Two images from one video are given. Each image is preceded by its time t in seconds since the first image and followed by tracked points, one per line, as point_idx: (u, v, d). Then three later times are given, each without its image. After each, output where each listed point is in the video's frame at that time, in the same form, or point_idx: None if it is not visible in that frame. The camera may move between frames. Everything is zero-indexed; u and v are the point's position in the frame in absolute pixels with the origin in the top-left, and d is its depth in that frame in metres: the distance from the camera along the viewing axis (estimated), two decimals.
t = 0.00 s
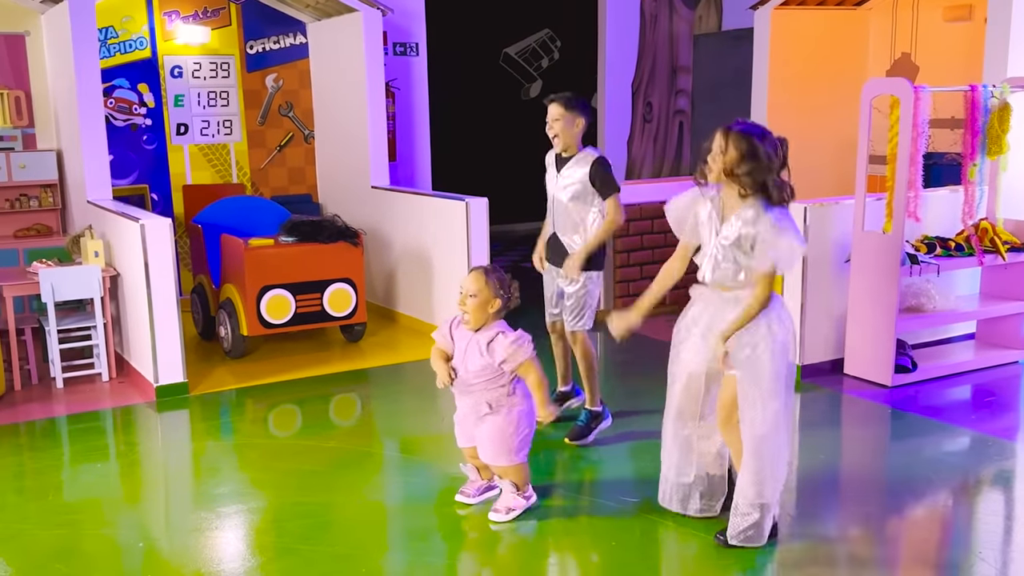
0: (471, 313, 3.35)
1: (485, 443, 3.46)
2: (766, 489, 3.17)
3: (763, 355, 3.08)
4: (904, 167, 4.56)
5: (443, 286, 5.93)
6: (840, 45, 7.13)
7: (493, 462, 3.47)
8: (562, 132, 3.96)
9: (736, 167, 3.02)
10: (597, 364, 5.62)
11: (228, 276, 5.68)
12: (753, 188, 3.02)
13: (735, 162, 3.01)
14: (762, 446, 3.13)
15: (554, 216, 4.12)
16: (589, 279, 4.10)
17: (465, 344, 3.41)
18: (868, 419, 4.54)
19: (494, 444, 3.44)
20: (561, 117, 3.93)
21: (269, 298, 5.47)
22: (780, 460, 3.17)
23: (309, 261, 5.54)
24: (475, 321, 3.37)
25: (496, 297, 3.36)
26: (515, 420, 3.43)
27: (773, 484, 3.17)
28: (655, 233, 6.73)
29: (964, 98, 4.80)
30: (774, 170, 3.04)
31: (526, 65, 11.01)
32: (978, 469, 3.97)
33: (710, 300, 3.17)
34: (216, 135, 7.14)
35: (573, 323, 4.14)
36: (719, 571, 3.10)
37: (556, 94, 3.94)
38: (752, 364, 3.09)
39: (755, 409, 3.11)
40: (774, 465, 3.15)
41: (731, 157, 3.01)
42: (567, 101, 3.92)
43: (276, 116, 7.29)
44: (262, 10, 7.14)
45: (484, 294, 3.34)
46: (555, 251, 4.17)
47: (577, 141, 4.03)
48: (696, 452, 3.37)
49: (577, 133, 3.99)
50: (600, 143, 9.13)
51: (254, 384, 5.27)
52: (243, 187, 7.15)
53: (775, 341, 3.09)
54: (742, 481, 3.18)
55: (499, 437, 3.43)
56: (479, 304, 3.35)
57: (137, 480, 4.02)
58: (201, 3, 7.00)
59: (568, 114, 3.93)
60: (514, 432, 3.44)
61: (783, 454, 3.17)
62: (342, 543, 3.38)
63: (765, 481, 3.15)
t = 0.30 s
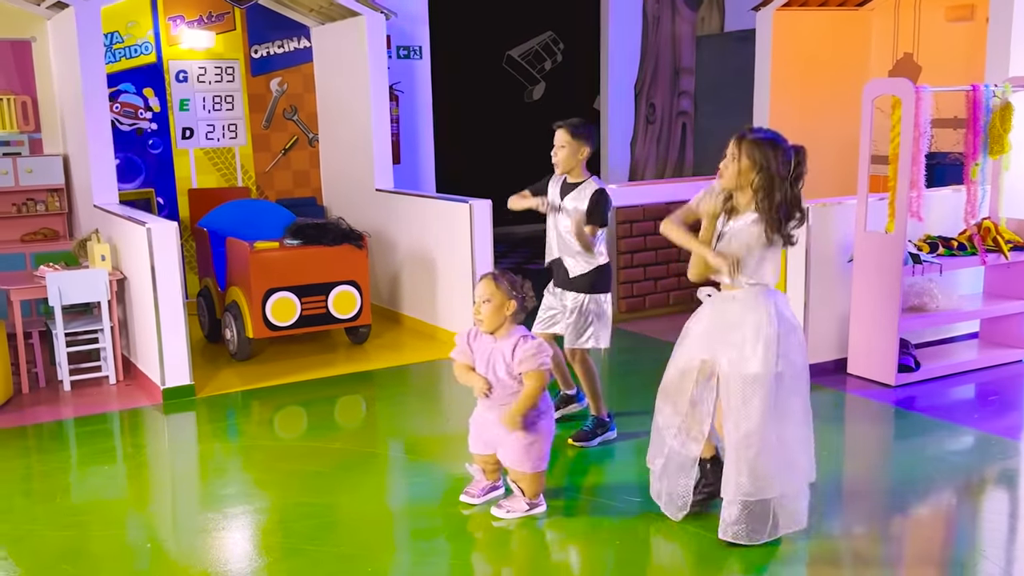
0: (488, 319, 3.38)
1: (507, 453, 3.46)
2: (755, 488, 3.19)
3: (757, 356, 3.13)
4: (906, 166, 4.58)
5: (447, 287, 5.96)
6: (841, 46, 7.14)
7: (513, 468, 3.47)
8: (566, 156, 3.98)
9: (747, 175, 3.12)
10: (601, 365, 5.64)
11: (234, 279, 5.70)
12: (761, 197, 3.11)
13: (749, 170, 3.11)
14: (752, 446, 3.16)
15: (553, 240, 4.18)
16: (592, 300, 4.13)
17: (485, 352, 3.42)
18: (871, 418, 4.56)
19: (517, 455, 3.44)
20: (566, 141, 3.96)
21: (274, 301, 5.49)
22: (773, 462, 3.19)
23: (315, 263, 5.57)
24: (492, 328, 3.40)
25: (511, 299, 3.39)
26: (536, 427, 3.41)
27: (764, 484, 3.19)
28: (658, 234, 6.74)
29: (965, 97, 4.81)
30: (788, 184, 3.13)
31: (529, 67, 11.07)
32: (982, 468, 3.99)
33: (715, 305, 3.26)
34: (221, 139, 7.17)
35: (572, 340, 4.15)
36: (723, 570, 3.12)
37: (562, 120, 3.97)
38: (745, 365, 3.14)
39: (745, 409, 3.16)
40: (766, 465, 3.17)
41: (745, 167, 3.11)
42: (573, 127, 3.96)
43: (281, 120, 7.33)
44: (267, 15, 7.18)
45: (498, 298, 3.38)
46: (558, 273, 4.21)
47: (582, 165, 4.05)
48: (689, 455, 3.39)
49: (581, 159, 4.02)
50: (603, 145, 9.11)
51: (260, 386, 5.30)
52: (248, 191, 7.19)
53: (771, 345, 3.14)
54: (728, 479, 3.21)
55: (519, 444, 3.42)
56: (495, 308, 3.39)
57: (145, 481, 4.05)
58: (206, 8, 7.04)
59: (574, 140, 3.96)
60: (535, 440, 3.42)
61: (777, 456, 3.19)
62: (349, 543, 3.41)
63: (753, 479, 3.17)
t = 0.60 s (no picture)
0: (491, 324, 3.41)
1: (505, 456, 3.50)
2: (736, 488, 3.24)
3: (735, 357, 3.19)
4: (901, 166, 4.60)
5: (445, 290, 5.98)
6: (838, 47, 7.16)
7: (512, 472, 3.51)
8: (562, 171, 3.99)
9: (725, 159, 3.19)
10: (599, 366, 5.66)
11: (233, 283, 5.72)
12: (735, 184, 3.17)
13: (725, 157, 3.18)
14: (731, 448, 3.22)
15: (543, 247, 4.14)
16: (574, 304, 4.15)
17: (489, 355, 3.46)
18: (868, 417, 4.58)
19: (514, 458, 3.47)
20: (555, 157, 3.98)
21: (273, 304, 5.51)
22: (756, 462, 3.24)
23: (314, 266, 5.59)
24: (497, 332, 3.42)
25: (514, 304, 3.41)
26: (538, 432, 3.44)
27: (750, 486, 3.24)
28: (656, 235, 6.76)
29: (959, 97, 4.83)
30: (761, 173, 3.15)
31: (527, 70, 11.04)
32: (979, 466, 4.00)
33: (702, 307, 3.32)
34: (220, 143, 7.20)
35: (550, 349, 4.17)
36: (720, 568, 3.14)
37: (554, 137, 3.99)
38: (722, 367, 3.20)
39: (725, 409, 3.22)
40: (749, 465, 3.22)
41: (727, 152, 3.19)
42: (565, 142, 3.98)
43: (279, 124, 7.35)
44: (265, 19, 7.21)
45: (502, 303, 3.40)
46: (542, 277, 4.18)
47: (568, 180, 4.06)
48: (677, 457, 3.42)
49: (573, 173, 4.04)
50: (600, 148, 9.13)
51: (259, 389, 5.33)
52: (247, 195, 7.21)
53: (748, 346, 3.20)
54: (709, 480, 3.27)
55: (521, 449, 3.45)
56: (499, 313, 3.41)
57: (145, 484, 4.07)
58: (204, 12, 7.06)
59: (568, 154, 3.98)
60: (536, 444, 3.45)
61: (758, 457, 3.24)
62: (348, 544, 3.43)
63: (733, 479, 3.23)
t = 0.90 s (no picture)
0: (470, 316, 3.52)
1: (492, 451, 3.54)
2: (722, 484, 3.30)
3: (715, 355, 3.26)
4: (883, 168, 4.66)
5: (435, 292, 6.03)
6: (822, 52, 7.23)
7: (500, 467, 3.54)
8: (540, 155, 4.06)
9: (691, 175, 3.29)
10: (588, 367, 5.71)
11: (224, 286, 5.76)
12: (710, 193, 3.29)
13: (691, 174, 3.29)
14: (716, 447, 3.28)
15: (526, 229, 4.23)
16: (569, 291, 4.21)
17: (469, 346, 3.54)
18: (854, 415, 4.64)
19: (499, 452, 3.52)
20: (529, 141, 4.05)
21: (264, 307, 5.55)
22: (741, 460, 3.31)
23: (305, 269, 5.63)
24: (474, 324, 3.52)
25: (493, 298, 3.50)
26: (522, 425, 3.50)
27: (735, 481, 3.30)
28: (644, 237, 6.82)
29: (941, 99, 4.91)
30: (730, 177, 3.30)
31: (516, 74, 11.12)
32: (963, 463, 4.06)
33: (675, 308, 3.38)
34: (210, 148, 7.22)
35: (553, 338, 4.22)
36: (707, 565, 3.19)
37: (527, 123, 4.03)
38: (703, 366, 3.26)
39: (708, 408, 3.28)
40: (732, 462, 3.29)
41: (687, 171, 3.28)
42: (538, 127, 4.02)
43: (269, 128, 7.38)
44: (254, 24, 7.24)
45: (480, 296, 3.49)
46: (530, 267, 4.22)
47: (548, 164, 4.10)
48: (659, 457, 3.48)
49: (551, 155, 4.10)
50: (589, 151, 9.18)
51: (251, 391, 5.36)
52: (237, 199, 7.23)
53: (726, 345, 3.27)
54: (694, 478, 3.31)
55: (505, 442, 3.49)
56: (477, 305, 3.51)
57: (136, 487, 4.10)
58: (193, 17, 7.09)
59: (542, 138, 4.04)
60: (521, 438, 3.50)
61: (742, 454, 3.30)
62: (338, 543, 3.47)
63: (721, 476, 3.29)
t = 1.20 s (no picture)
0: (446, 324, 3.59)
1: (467, 445, 3.64)
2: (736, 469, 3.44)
3: (726, 346, 3.37)
4: (864, 171, 4.74)
5: (423, 295, 6.08)
6: (805, 56, 7.32)
7: (475, 457, 3.65)
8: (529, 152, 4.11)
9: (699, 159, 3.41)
10: (576, 369, 5.78)
11: (214, 291, 5.80)
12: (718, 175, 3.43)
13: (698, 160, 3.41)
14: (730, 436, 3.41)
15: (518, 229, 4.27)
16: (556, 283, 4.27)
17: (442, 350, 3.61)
18: (838, 414, 4.72)
19: (475, 446, 3.63)
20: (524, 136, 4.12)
21: (254, 310, 5.59)
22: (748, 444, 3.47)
23: (294, 274, 5.68)
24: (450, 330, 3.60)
25: (467, 302, 3.58)
26: (495, 417, 3.62)
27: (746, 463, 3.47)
28: (630, 239, 6.90)
29: (920, 103, 4.99)
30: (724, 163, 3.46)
31: (503, 78, 11.26)
32: (945, 461, 4.14)
33: (672, 302, 3.43)
34: (199, 153, 7.26)
35: (539, 326, 4.26)
36: (694, 561, 3.25)
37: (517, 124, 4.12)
38: (714, 360, 3.36)
39: (721, 399, 3.39)
40: (744, 446, 3.45)
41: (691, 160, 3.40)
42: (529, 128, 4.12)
43: (258, 133, 7.43)
44: (243, 30, 7.29)
45: (455, 304, 3.57)
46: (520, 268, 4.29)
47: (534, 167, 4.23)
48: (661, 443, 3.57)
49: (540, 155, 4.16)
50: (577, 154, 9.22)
51: (241, 395, 5.40)
52: (226, 204, 7.28)
53: (732, 334, 3.39)
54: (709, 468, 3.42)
55: (480, 435, 3.60)
56: (452, 313, 3.59)
57: (129, 490, 4.14)
58: (182, 24, 7.13)
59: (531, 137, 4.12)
60: (494, 429, 3.62)
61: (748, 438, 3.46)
62: (329, 543, 3.52)
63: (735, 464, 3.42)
